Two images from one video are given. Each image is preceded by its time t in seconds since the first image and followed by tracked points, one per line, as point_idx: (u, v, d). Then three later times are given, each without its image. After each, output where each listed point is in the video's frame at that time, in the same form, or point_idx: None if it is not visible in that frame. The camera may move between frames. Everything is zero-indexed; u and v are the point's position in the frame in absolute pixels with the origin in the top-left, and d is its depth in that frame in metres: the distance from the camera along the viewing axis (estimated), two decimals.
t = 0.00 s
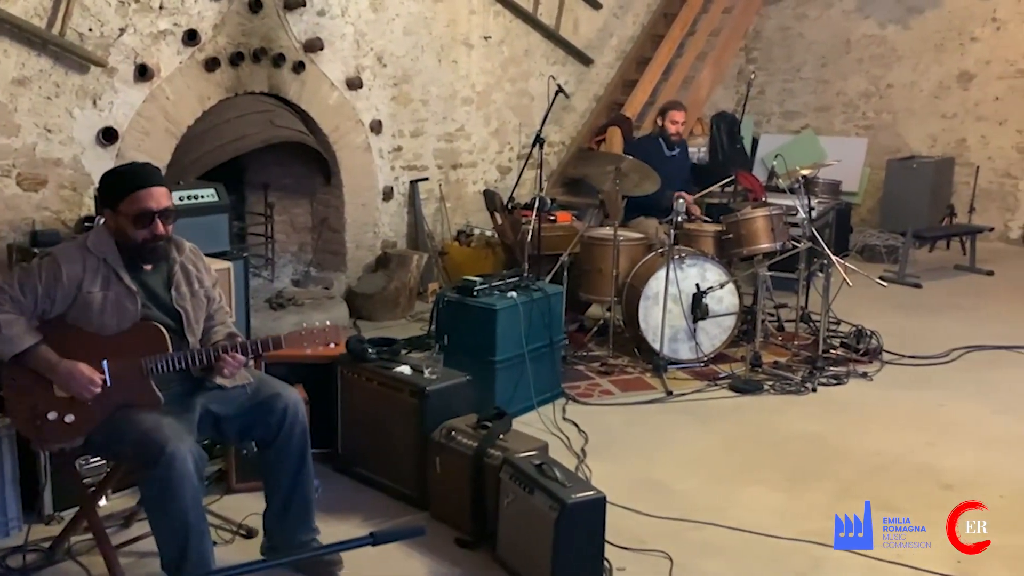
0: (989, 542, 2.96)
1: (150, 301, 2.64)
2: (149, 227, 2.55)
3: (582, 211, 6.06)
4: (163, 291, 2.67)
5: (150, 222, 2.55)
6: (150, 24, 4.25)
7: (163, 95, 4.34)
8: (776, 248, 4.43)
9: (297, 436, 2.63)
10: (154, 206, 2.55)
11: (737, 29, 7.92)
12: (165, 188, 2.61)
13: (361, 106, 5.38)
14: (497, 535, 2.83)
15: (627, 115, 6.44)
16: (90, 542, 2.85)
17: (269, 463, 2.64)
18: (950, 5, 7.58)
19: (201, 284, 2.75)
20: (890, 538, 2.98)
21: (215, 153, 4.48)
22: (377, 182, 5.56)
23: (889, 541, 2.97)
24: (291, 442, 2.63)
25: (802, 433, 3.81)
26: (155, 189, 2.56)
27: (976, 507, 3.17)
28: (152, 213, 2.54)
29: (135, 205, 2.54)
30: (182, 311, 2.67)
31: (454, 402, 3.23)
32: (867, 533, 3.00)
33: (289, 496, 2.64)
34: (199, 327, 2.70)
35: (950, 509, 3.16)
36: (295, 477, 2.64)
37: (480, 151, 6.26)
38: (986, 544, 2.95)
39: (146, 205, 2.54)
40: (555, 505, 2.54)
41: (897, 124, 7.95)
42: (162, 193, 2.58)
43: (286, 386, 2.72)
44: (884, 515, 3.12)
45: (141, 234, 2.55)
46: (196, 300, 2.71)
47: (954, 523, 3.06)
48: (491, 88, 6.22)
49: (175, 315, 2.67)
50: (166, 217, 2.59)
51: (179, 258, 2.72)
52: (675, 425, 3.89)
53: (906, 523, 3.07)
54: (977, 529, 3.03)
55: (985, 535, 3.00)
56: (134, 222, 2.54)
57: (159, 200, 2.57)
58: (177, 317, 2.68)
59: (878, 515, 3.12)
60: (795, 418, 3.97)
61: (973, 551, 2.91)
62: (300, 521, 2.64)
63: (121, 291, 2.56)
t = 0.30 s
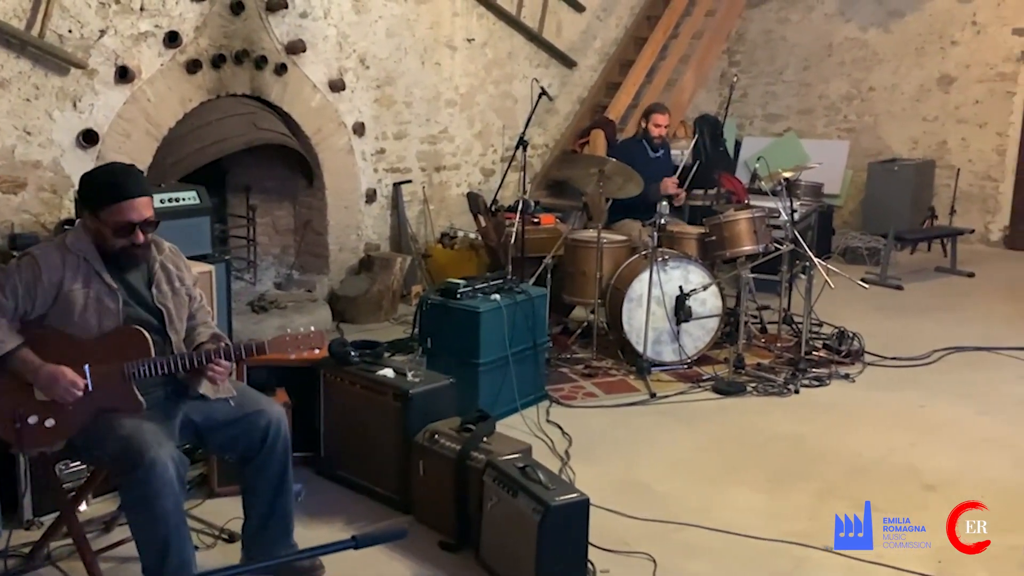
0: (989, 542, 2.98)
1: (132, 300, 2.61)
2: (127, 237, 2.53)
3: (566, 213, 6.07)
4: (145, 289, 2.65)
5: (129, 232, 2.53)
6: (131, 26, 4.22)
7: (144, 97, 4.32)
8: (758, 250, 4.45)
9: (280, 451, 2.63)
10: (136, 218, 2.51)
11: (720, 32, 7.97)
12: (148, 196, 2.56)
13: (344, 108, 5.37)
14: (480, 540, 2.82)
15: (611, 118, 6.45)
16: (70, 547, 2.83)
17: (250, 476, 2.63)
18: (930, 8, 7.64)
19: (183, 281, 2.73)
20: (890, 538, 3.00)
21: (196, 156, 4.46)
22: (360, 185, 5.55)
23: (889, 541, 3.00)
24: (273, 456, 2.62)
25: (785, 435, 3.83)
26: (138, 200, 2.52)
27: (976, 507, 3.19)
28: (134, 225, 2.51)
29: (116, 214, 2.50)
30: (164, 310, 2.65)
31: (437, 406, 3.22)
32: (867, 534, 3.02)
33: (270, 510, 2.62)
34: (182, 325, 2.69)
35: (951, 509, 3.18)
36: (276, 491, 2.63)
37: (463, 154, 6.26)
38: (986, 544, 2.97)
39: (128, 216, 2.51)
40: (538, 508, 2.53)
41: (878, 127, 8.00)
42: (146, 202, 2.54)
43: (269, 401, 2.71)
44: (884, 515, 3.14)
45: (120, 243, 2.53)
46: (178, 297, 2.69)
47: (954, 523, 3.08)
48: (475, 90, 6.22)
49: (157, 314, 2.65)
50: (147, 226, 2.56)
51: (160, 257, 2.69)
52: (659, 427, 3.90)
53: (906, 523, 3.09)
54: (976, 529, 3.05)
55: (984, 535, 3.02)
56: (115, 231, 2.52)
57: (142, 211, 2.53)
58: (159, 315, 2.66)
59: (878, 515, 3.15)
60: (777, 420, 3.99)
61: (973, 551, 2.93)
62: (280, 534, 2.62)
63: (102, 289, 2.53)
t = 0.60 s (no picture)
0: (989, 542, 3.00)
1: (117, 306, 2.61)
2: (127, 249, 2.51)
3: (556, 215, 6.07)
4: (130, 295, 2.64)
5: (129, 245, 2.51)
6: (119, 28, 4.21)
7: (132, 100, 4.31)
8: (747, 252, 4.47)
9: (267, 451, 2.62)
10: (138, 231, 2.50)
11: (709, 34, 7.99)
12: (146, 208, 2.55)
13: (333, 111, 5.36)
14: (470, 542, 2.82)
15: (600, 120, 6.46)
16: (58, 552, 2.81)
17: (238, 479, 2.63)
18: (918, 11, 7.68)
19: (169, 287, 2.72)
20: (890, 538, 3.02)
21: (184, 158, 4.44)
22: (348, 187, 5.54)
23: (889, 541, 3.01)
24: (260, 457, 2.62)
25: (773, 436, 3.84)
26: (139, 213, 2.50)
27: (976, 507, 3.20)
28: (136, 238, 2.50)
29: (119, 228, 2.48)
30: (149, 316, 2.64)
31: (427, 409, 3.22)
32: (867, 534, 3.03)
33: (257, 511, 2.62)
34: (168, 329, 2.69)
35: (951, 509, 3.20)
36: (264, 493, 2.62)
37: (453, 157, 6.26)
38: (986, 544, 2.98)
39: (129, 229, 2.49)
40: (528, 510, 2.53)
41: (866, 129, 8.04)
42: (145, 215, 2.53)
43: (257, 404, 2.71)
44: (884, 515, 3.16)
45: (118, 254, 2.52)
46: (163, 303, 2.69)
47: (954, 523, 3.09)
48: (464, 92, 6.22)
49: (142, 319, 2.65)
50: (146, 239, 2.55)
51: (146, 262, 2.68)
52: (650, 429, 3.90)
53: (906, 523, 3.10)
54: (977, 529, 3.06)
55: (984, 535, 3.03)
56: (116, 245, 2.50)
57: (142, 223, 2.52)
58: (144, 320, 2.65)
59: (878, 515, 3.16)
60: (766, 421, 4.00)
61: (973, 551, 2.94)
62: (269, 535, 2.61)
63: (87, 296, 2.52)
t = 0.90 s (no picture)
0: (988, 542, 3.01)
1: (111, 309, 2.59)
2: (112, 254, 2.50)
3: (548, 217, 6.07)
4: (124, 298, 2.63)
5: (113, 250, 2.50)
6: (109, 29, 4.20)
7: (122, 101, 4.30)
8: (738, 253, 4.48)
9: (260, 452, 2.62)
10: (120, 237, 2.49)
11: (700, 36, 8.02)
12: (132, 214, 2.53)
13: (324, 112, 5.36)
14: (462, 543, 2.82)
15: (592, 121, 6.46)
16: (47, 556, 2.80)
17: (230, 481, 2.61)
18: (908, 13, 7.71)
19: (165, 291, 2.70)
20: (890, 538, 3.03)
21: (175, 160, 4.43)
22: (340, 189, 5.53)
23: (889, 541, 3.02)
24: (253, 459, 2.61)
25: (764, 436, 3.85)
26: (123, 219, 2.49)
27: (976, 508, 3.21)
28: (118, 244, 2.49)
29: (101, 233, 2.47)
30: (144, 320, 2.62)
31: (419, 410, 3.21)
32: (867, 534, 3.04)
33: (250, 512, 2.61)
34: (161, 334, 2.66)
35: (951, 509, 3.20)
36: (257, 493, 2.61)
37: (444, 158, 6.25)
38: (985, 544, 2.99)
39: (111, 236, 2.48)
40: (520, 511, 2.53)
41: (857, 130, 8.08)
42: (130, 221, 2.51)
43: (251, 409, 2.69)
44: (884, 516, 3.16)
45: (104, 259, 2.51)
46: (158, 307, 2.66)
47: (954, 523, 3.10)
48: (455, 94, 6.22)
49: (136, 323, 2.63)
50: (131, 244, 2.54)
51: (142, 266, 2.67)
52: (642, 430, 3.91)
53: (906, 523, 3.11)
54: (976, 529, 3.07)
55: (984, 535, 3.04)
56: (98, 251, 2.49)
57: (127, 229, 2.51)
58: (138, 324, 2.63)
59: (878, 515, 3.17)
60: (757, 422, 4.01)
61: (973, 551, 2.95)
62: (262, 537, 2.61)
63: (81, 299, 2.50)
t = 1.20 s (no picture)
0: (989, 542, 3.01)
1: (105, 314, 2.58)
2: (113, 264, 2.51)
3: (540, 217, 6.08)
4: (119, 304, 2.61)
5: (115, 260, 2.50)
6: (99, 29, 4.19)
7: (112, 102, 4.28)
8: (730, 253, 4.49)
9: (252, 453, 2.61)
10: (123, 248, 2.49)
11: (692, 36, 8.03)
12: (133, 224, 2.53)
13: (315, 112, 5.35)
14: (454, 543, 2.82)
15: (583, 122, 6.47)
16: (38, 558, 2.79)
17: (223, 481, 2.61)
18: (899, 13, 7.74)
19: (161, 296, 2.67)
20: (890, 538, 3.03)
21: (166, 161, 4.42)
22: (331, 190, 5.52)
23: (889, 541, 3.02)
24: (246, 458, 2.60)
25: (754, 436, 3.86)
26: (124, 230, 2.48)
27: (976, 507, 3.21)
28: (120, 254, 2.49)
29: (103, 243, 2.46)
30: (138, 326, 2.61)
31: (411, 410, 3.21)
32: (867, 534, 3.04)
33: (243, 512, 2.60)
34: (155, 340, 2.64)
35: (951, 510, 3.21)
36: (249, 494, 2.61)
37: (436, 158, 6.25)
38: (986, 544, 2.99)
39: (115, 247, 2.48)
40: (512, 511, 2.53)
41: (848, 130, 8.10)
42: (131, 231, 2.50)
43: (241, 404, 2.69)
44: (884, 516, 3.17)
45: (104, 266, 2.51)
46: (153, 313, 2.64)
47: (954, 523, 3.10)
48: (447, 94, 6.21)
49: (130, 328, 2.62)
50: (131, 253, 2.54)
51: (139, 271, 2.65)
52: (634, 429, 3.91)
53: (906, 523, 3.12)
54: (977, 528, 3.07)
55: (985, 535, 3.04)
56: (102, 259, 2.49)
57: (128, 240, 2.50)
58: (132, 329, 2.62)
59: (878, 515, 3.18)
60: (749, 421, 4.02)
61: (973, 551, 2.96)
62: (254, 537, 2.60)
63: (74, 303, 2.49)
